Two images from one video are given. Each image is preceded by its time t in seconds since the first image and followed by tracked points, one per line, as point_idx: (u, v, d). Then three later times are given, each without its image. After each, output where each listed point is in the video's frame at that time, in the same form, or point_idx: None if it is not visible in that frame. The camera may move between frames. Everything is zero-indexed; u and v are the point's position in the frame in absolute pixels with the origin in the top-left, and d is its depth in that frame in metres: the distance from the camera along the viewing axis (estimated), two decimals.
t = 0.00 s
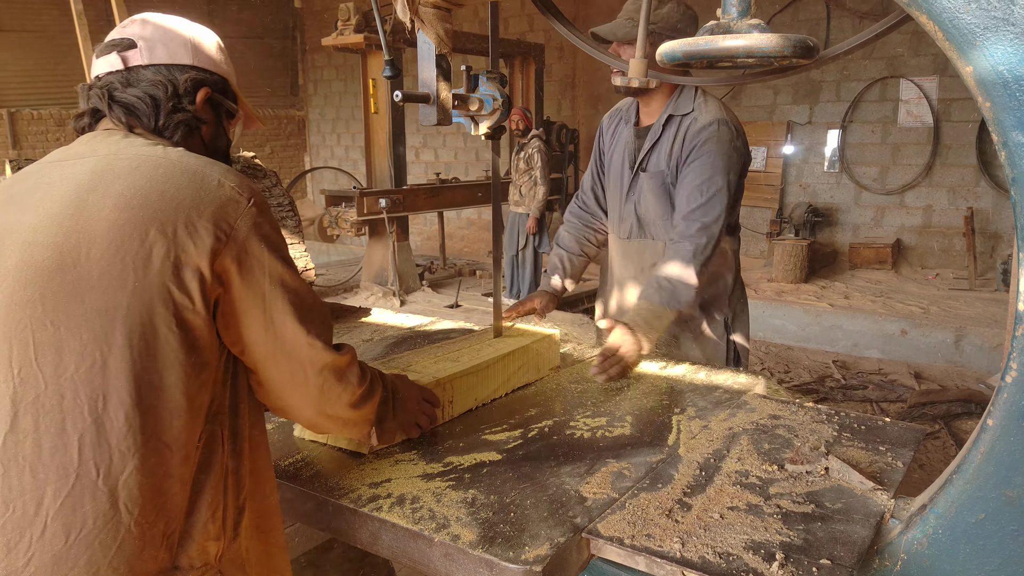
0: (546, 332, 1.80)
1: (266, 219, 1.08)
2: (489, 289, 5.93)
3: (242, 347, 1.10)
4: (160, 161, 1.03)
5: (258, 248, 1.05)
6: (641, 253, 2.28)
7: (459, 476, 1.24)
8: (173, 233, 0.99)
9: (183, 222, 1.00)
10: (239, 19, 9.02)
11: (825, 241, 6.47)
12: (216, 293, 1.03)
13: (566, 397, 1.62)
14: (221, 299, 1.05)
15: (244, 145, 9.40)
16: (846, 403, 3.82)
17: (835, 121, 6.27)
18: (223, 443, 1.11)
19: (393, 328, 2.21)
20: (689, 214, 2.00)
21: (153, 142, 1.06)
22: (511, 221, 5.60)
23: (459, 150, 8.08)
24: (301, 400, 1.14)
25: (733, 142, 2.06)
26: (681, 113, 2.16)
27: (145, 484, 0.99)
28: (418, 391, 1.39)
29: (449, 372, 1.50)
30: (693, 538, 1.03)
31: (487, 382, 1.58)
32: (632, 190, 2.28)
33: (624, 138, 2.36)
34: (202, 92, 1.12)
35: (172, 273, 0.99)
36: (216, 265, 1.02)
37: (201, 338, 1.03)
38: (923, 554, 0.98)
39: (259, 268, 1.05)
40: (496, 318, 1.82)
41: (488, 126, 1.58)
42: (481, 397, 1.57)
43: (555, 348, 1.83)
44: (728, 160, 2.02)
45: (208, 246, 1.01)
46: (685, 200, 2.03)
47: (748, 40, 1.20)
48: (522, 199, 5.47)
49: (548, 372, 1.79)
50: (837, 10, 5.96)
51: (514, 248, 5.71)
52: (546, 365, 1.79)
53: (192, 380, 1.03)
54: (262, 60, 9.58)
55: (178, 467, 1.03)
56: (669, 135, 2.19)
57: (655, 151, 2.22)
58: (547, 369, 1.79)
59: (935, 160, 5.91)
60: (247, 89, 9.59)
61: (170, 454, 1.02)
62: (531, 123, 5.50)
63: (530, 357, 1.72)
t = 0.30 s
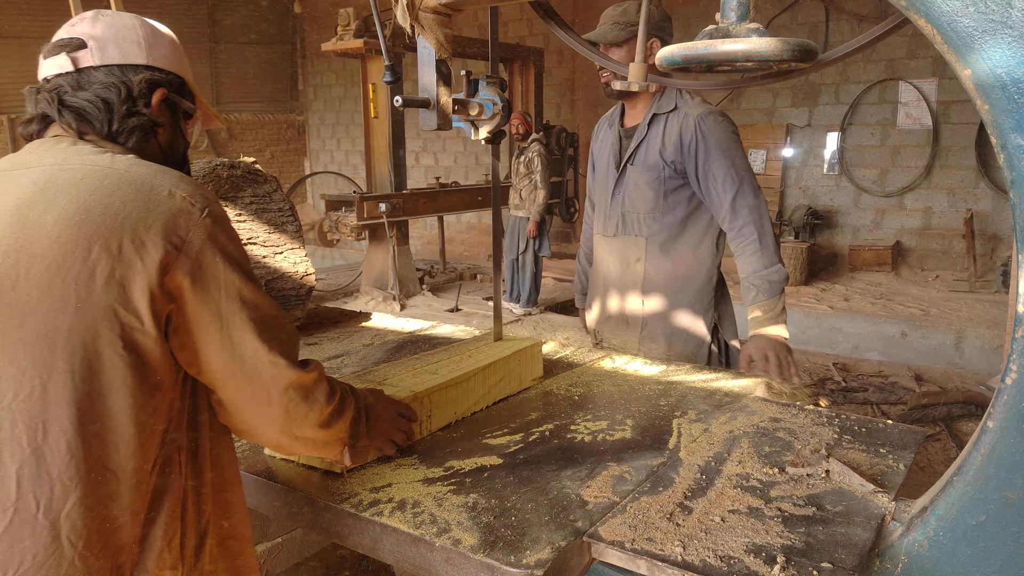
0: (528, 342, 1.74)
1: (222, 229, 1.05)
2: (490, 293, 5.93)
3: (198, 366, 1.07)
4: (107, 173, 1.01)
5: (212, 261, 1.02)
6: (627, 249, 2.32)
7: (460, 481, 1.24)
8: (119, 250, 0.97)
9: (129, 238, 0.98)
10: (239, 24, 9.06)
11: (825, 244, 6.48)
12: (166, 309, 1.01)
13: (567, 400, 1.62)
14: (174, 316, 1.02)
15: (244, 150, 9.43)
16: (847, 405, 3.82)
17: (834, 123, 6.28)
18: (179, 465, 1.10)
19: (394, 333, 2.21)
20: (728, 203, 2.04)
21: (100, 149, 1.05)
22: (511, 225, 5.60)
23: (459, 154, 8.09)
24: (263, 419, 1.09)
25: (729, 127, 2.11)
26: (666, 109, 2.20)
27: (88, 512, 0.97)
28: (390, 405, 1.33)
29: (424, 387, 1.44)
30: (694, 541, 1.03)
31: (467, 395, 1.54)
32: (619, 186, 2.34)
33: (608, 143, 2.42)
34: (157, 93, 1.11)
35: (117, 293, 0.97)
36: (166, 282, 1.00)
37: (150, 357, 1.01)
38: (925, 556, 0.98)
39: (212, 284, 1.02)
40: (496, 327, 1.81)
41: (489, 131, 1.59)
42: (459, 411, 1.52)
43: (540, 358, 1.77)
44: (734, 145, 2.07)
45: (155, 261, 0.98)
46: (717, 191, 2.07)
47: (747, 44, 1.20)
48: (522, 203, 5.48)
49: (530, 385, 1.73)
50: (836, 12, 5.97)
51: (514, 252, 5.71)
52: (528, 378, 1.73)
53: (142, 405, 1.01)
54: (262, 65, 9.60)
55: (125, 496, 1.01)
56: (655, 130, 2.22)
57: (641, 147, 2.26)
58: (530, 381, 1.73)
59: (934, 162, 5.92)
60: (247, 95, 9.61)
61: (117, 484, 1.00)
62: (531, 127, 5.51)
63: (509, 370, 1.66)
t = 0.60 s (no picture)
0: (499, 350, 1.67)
1: (147, 237, 1.00)
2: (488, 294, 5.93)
3: (127, 387, 1.03)
4: (16, 180, 0.97)
5: (135, 273, 0.98)
6: (598, 241, 2.44)
7: (457, 481, 1.24)
8: (27, 267, 0.94)
9: (38, 252, 0.94)
10: (237, 24, 9.06)
11: (822, 245, 6.49)
12: (85, 326, 0.97)
13: (565, 401, 1.62)
14: (96, 335, 0.99)
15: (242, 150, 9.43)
16: (844, 406, 3.83)
17: (831, 124, 6.30)
18: (115, 488, 1.09)
19: (392, 333, 2.21)
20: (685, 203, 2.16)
21: (16, 152, 1.02)
22: (509, 225, 5.60)
23: (457, 154, 8.09)
24: (196, 444, 1.04)
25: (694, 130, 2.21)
26: (638, 111, 2.29)
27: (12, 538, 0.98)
28: (345, 422, 1.26)
29: (388, 400, 1.37)
30: (692, 542, 1.03)
31: (433, 408, 1.46)
32: (596, 181, 2.45)
33: (590, 142, 2.54)
34: (82, 84, 1.08)
35: (30, 313, 0.95)
36: (85, 300, 0.96)
37: (71, 379, 0.98)
38: (922, 557, 0.98)
39: (131, 300, 0.98)
40: (497, 329, 1.80)
41: (487, 131, 1.59)
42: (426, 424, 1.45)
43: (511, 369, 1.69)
44: (697, 147, 2.16)
45: (68, 277, 0.94)
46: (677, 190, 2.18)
47: (746, 45, 1.20)
48: (520, 203, 5.48)
49: (500, 397, 1.65)
50: (833, 14, 5.99)
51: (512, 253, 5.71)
52: (497, 390, 1.65)
53: (66, 431, 0.99)
54: (259, 65, 9.60)
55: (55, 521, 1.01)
56: (627, 130, 2.32)
57: (615, 146, 2.37)
58: (500, 393, 1.65)
59: (931, 163, 5.93)
60: (244, 95, 9.61)
61: (43, 508, 1.00)
62: (528, 128, 5.52)
63: (476, 382, 1.58)
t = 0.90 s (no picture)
0: (440, 364, 1.54)
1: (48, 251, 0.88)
2: (490, 289, 5.92)
3: None
4: None
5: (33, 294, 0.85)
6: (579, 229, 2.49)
7: (460, 477, 1.24)
8: None
9: None
10: (239, 19, 9.05)
11: (825, 241, 6.48)
12: None
13: (567, 398, 1.61)
14: None
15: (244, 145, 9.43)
16: (847, 403, 3.82)
17: (835, 121, 6.28)
18: None
19: (394, 329, 2.21)
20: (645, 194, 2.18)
21: None
22: (512, 221, 5.60)
23: (459, 150, 8.08)
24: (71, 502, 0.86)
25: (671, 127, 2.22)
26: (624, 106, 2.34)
27: None
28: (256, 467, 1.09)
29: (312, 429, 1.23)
30: (696, 539, 1.03)
31: (366, 431, 1.33)
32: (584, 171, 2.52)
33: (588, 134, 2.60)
34: None
35: None
36: None
37: None
38: (927, 554, 0.97)
39: (40, 315, 0.85)
40: (501, 325, 1.79)
41: (491, 126, 1.58)
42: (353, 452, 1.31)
43: (451, 384, 1.56)
44: (669, 140, 2.18)
45: None
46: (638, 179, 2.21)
47: (752, 40, 1.20)
48: (522, 199, 5.47)
49: (441, 415, 1.53)
50: (838, 10, 5.96)
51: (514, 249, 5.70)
52: (437, 408, 1.52)
53: None
54: (261, 60, 9.58)
55: None
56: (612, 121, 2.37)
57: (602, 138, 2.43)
58: (440, 411, 1.53)
59: (934, 160, 5.91)
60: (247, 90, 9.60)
61: None
62: (531, 123, 5.51)
63: (413, 402, 1.45)
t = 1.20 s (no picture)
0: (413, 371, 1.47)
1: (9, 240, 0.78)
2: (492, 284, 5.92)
3: None
4: None
5: None
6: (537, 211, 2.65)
7: (462, 472, 1.23)
8: None
9: None
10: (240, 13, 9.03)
11: (827, 237, 6.47)
12: None
13: (570, 392, 1.61)
14: None
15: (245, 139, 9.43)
16: (848, 399, 3.82)
17: (837, 116, 6.26)
18: None
19: (395, 323, 2.20)
20: (593, 179, 2.33)
21: None
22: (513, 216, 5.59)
23: (460, 144, 8.06)
24: (60, 513, 0.76)
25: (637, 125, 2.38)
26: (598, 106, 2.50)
27: None
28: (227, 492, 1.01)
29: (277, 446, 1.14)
30: (698, 534, 1.03)
31: (336, 444, 1.25)
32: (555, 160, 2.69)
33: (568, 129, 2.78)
34: None
35: None
36: None
37: None
38: (930, 550, 0.97)
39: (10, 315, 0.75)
40: (503, 319, 1.78)
41: (493, 120, 1.57)
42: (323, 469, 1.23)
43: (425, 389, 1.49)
44: (633, 136, 2.34)
45: None
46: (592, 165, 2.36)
47: (757, 33, 1.19)
48: (524, 194, 5.46)
49: (416, 422, 1.45)
50: (841, 5, 5.94)
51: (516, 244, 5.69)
52: (414, 414, 1.45)
53: None
54: (263, 53, 9.56)
55: None
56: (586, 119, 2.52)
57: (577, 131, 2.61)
58: (418, 416, 1.46)
59: (937, 155, 5.89)
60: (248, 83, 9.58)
61: None
62: (533, 118, 5.49)
63: (388, 412, 1.38)
